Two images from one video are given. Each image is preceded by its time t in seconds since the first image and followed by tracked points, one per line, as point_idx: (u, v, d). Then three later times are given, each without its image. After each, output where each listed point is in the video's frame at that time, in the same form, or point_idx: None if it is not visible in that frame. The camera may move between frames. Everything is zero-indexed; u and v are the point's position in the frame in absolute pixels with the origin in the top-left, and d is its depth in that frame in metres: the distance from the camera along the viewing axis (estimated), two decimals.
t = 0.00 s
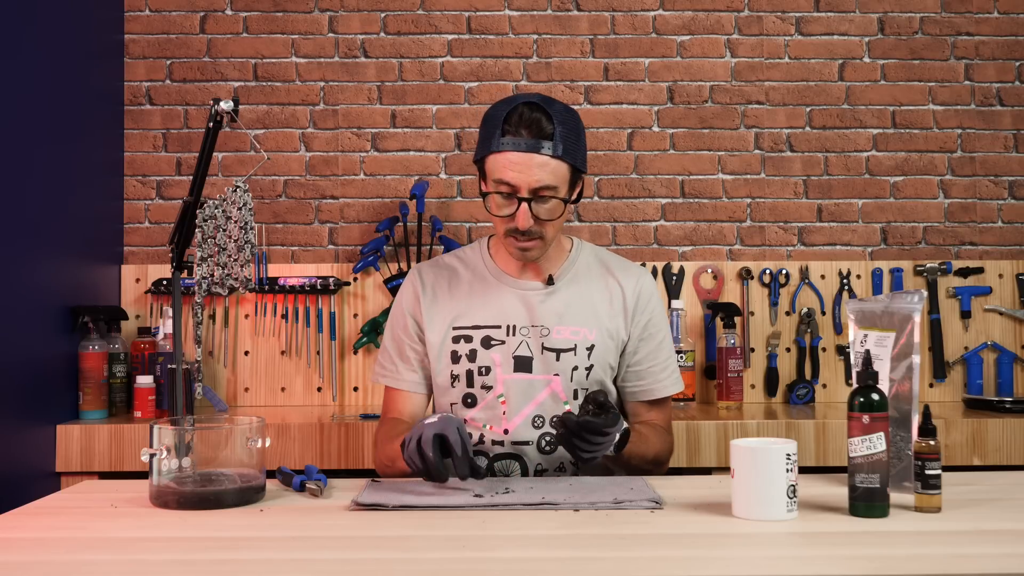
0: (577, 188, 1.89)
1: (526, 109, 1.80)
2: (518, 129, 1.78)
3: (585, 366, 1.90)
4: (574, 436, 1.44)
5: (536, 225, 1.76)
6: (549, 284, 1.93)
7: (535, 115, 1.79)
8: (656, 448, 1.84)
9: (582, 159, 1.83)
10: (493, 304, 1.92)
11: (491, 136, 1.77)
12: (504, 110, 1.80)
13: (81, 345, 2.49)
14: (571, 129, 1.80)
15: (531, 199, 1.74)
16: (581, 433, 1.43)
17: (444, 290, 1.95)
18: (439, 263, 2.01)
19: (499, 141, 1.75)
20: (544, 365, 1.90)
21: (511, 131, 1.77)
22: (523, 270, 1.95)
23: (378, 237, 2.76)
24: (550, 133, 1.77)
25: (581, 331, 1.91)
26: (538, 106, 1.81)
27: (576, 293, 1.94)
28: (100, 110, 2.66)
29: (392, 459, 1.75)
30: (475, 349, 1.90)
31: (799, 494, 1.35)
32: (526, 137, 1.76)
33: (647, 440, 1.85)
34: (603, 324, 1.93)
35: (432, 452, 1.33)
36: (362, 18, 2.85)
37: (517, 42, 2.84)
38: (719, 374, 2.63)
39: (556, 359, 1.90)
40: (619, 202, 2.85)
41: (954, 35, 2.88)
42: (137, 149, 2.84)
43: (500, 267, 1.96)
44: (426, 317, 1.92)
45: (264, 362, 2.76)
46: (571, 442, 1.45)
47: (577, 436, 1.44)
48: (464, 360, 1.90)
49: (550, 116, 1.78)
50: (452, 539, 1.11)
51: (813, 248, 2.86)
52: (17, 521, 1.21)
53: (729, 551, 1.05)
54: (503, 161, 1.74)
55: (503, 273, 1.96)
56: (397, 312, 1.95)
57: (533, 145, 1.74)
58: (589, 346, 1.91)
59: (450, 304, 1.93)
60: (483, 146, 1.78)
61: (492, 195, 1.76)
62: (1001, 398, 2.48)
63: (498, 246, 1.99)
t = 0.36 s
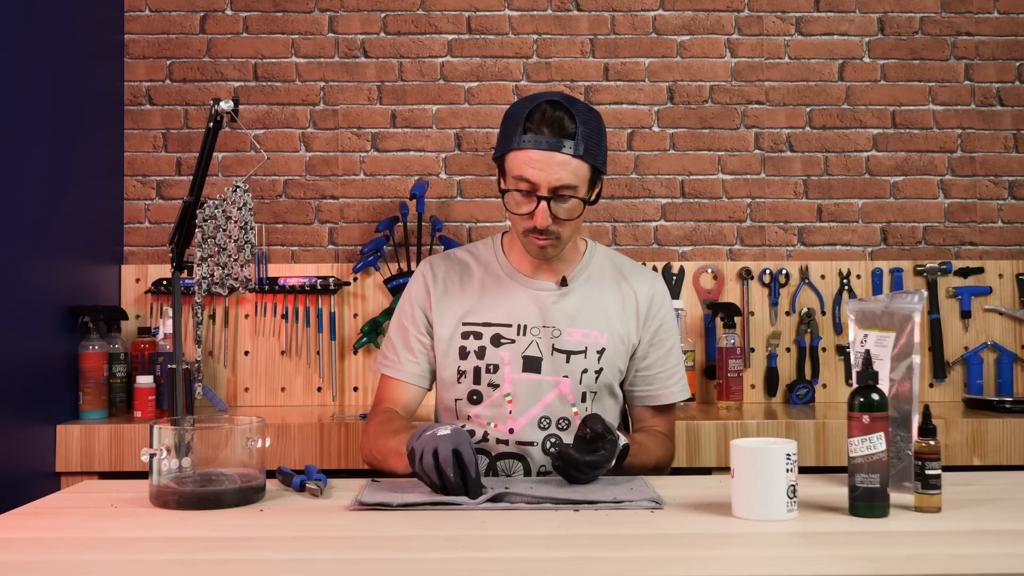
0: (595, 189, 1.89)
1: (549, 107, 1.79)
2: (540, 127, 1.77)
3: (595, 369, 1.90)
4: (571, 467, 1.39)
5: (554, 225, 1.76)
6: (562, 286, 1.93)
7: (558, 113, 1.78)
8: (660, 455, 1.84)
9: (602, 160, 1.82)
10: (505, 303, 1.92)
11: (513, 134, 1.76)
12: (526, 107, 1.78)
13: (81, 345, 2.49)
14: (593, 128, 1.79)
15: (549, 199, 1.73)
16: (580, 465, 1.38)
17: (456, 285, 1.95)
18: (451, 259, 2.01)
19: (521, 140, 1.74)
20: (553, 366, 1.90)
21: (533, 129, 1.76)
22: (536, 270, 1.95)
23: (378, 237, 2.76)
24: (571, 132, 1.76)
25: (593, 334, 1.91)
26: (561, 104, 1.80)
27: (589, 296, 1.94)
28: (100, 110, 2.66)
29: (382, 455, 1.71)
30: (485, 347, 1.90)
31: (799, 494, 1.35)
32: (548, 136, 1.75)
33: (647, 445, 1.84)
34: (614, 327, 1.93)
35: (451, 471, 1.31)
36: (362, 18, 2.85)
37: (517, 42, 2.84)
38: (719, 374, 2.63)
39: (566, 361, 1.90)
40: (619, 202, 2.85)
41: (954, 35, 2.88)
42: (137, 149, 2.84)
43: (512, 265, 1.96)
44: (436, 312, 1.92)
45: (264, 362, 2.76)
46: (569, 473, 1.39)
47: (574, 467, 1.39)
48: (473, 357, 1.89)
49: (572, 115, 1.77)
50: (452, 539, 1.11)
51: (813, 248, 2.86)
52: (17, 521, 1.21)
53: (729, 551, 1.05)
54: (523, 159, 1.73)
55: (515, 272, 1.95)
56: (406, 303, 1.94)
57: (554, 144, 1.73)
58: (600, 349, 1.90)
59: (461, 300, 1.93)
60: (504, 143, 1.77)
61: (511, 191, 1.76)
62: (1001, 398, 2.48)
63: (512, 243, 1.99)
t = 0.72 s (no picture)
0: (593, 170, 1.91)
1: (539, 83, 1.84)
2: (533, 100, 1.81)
3: (600, 367, 1.90)
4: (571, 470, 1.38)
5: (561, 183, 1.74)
6: (567, 283, 1.93)
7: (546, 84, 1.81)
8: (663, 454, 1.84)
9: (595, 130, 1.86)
10: (510, 301, 1.92)
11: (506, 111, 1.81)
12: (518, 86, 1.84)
13: (81, 345, 2.49)
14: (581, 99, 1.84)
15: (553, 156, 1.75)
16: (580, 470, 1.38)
17: (460, 284, 1.95)
18: (455, 258, 2.01)
19: (514, 110, 1.79)
20: (558, 364, 1.89)
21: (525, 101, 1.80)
22: (542, 267, 1.94)
23: (378, 238, 2.76)
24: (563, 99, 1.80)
25: (598, 332, 1.91)
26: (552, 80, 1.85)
27: (594, 294, 1.94)
28: (100, 110, 2.66)
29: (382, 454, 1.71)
30: (489, 345, 1.90)
31: (800, 494, 1.35)
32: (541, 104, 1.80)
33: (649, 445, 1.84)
34: (619, 325, 1.93)
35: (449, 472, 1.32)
36: (362, 18, 2.85)
37: (517, 42, 2.84)
38: (719, 374, 2.63)
39: (571, 359, 1.89)
40: (619, 202, 2.85)
41: (954, 35, 2.88)
42: (137, 149, 2.84)
43: (516, 262, 1.96)
44: (440, 311, 1.92)
45: (264, 362, 2.76)
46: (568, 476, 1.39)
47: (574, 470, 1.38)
48: (478, 355, 1.89)
49: (560, 84, 1.82)
50: (452, 539, 1.11)
51: (813, 248, 2.86)
52: (18, 521, 1.21)
53: (730, 551, 1.05)
54: (520, 128, 1.78)
55: (520, 270, 1.95)
56: (409, 304, 1.95)
57: (547, 108, 1.78)
58: (605, 347, 1.90)
59: (466, 299, 1.93)
60: (500, 121, 1.82)
61: (512, 162, 1.77)
62: (1001, 398, 2.48)
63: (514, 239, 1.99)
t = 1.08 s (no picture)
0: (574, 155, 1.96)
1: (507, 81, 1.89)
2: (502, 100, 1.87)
3: (599, 363, 1.89)
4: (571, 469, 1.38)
5: (529, 178, 1.81)
6: (563, 279, 1.93)
7: (511, 80, 1.86)
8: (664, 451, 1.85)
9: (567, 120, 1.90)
10: (507, 298, 1.93)
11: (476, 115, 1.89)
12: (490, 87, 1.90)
13: (81, 345, 2.49)
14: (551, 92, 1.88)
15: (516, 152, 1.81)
16: (580, 468, 1.38)
17: (457, 283, 1.95)
18: (452, 257, 2.02)
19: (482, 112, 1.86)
20: (557, 361, 1.89)
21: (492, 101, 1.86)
22: (536, 264, 1.95)
23: (378, 237, 2.76)
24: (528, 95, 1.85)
25: (595, 327, 1.90)
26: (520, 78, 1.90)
27: (591, 289, 1.94)
28: (100, 111, 2.66)
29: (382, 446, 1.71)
30: (487, 343, 1.90)
31: (799, 494, 1.35)
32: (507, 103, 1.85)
33: (648, 441, 1.84)
34: (617, 320, 1.92)
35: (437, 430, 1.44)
36: (362, 18, 2.85)
37: (517, 42, 2.84)
38: (719, 374, 2.63)
39: (569, 355, 1.89)
40: (619, 202, 2.85)
41: (954, 35, 2.88)
42: (137, 149, 2.84)
43: (512, 259, 1.97)
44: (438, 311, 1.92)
45: (264, 362, 2.76)
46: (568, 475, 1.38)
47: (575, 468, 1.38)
48: (476, 354, 1.90)
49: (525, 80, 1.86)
50: (452, 539, 1.12)
51: (813, 248, 2.86)
52: (17, 521, 1.21)
53: (729, 551, 1.05)
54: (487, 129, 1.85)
55: (516, 268, 1.96)
56: (408, 304, 1.96)
57: (512, 107, 1.83)
58: (603, 343, 1.90)
59: (463, 298, 1.93)
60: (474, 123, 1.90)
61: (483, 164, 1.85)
62: (1001, 398, 2.48)
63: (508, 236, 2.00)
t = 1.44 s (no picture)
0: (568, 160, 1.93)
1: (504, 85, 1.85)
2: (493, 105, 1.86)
3: (598, 362, 1.89)
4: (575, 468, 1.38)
5: (501, 194, 1.81)
6: (563, 278, 1.93)
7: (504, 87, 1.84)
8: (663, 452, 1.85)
9: (558, 131, 1.86)
10: (505, 295, 1.93)
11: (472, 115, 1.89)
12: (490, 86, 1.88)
13: (81, 345, 2.49)
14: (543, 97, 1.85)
15: (491, 166, 1.81)
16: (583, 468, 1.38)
17: (456, 280, 1.95)
18: (451, 254, 2.02)
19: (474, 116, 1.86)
20: (554, 359, 1.89)
21: (482, 109, 1.86)
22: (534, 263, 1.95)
23: (378, 237, 2.76)
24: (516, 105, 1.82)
25: (594, 327, 1.90)
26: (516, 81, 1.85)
27: (590, 289, 1.93)
28: (100, 110, 2.66)
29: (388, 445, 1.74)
30: (485, 340, 1.90)
31: (799, 494, 1.35)
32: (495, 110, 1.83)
33: (648, 442, 1.84)
34: (616, 320, 1.92)
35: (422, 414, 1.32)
36: (362, 18, 2.85)
37: (517, 42, 2.84)
38: (719, 374, 2.63)
39: (568, 354, 1.89)
40: (619, 202, 2.85)
41: (954, 35, 2.88)
42: (137, 149, 2.84)
43: (511, 256, 1.97)
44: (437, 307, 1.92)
45: (264, 362, 2.76)
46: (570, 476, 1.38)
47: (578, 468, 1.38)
48: (473, 351, 1.89)
49: (516, 89, 1.83)
50: (452, 539, 1.12)
51: (813, 248, 2.86)
52: (18, 521, 1.21)
53: (729, 551, 1.05)
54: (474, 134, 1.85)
55: (515, 265, 1.96)
56: (408, 305, 1.95)
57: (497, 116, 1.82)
58: (602, 342, 1.90)
59: (461, 295, 1.93)
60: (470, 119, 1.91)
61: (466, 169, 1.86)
62: (1001, 398, 2.48)
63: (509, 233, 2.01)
